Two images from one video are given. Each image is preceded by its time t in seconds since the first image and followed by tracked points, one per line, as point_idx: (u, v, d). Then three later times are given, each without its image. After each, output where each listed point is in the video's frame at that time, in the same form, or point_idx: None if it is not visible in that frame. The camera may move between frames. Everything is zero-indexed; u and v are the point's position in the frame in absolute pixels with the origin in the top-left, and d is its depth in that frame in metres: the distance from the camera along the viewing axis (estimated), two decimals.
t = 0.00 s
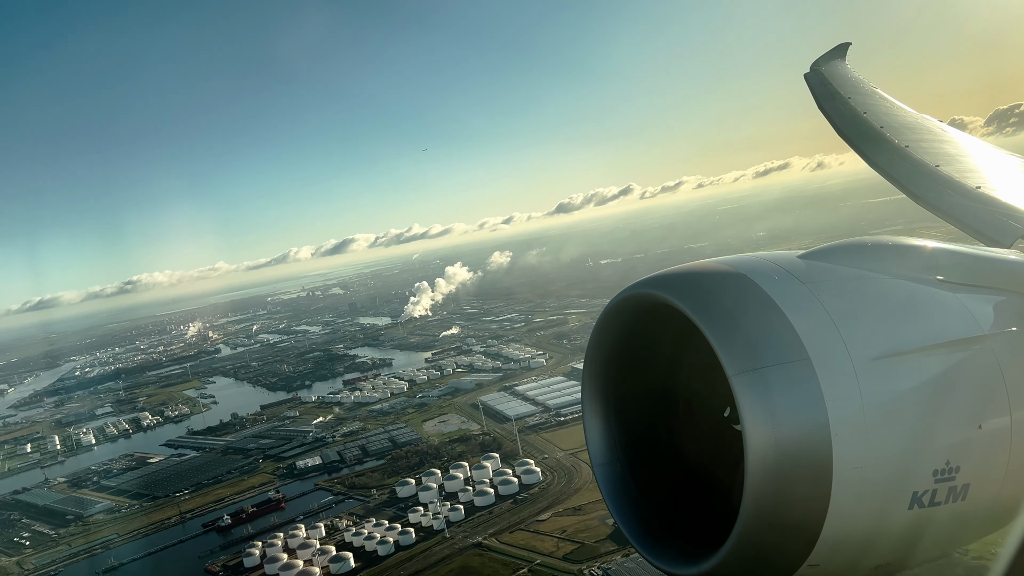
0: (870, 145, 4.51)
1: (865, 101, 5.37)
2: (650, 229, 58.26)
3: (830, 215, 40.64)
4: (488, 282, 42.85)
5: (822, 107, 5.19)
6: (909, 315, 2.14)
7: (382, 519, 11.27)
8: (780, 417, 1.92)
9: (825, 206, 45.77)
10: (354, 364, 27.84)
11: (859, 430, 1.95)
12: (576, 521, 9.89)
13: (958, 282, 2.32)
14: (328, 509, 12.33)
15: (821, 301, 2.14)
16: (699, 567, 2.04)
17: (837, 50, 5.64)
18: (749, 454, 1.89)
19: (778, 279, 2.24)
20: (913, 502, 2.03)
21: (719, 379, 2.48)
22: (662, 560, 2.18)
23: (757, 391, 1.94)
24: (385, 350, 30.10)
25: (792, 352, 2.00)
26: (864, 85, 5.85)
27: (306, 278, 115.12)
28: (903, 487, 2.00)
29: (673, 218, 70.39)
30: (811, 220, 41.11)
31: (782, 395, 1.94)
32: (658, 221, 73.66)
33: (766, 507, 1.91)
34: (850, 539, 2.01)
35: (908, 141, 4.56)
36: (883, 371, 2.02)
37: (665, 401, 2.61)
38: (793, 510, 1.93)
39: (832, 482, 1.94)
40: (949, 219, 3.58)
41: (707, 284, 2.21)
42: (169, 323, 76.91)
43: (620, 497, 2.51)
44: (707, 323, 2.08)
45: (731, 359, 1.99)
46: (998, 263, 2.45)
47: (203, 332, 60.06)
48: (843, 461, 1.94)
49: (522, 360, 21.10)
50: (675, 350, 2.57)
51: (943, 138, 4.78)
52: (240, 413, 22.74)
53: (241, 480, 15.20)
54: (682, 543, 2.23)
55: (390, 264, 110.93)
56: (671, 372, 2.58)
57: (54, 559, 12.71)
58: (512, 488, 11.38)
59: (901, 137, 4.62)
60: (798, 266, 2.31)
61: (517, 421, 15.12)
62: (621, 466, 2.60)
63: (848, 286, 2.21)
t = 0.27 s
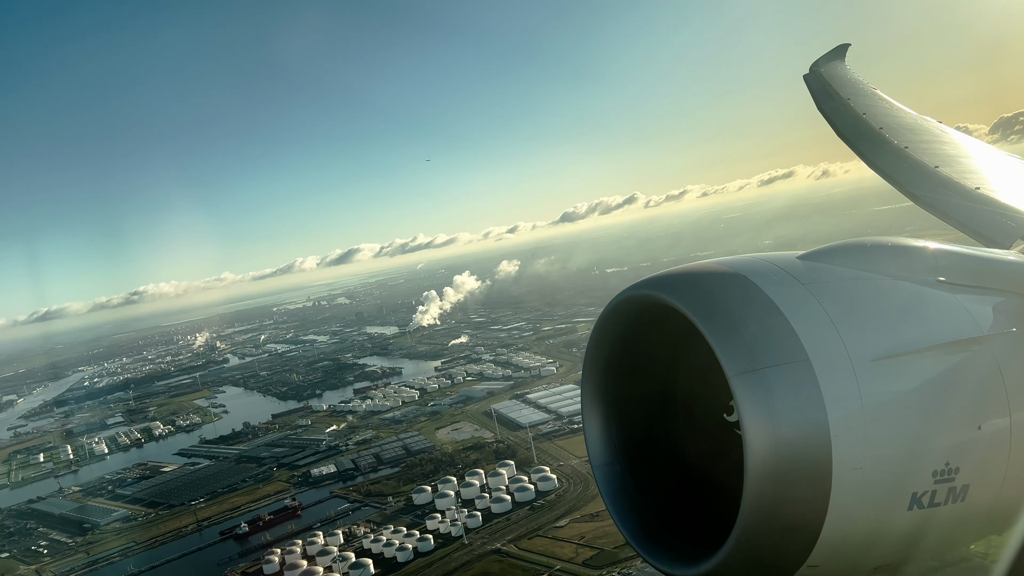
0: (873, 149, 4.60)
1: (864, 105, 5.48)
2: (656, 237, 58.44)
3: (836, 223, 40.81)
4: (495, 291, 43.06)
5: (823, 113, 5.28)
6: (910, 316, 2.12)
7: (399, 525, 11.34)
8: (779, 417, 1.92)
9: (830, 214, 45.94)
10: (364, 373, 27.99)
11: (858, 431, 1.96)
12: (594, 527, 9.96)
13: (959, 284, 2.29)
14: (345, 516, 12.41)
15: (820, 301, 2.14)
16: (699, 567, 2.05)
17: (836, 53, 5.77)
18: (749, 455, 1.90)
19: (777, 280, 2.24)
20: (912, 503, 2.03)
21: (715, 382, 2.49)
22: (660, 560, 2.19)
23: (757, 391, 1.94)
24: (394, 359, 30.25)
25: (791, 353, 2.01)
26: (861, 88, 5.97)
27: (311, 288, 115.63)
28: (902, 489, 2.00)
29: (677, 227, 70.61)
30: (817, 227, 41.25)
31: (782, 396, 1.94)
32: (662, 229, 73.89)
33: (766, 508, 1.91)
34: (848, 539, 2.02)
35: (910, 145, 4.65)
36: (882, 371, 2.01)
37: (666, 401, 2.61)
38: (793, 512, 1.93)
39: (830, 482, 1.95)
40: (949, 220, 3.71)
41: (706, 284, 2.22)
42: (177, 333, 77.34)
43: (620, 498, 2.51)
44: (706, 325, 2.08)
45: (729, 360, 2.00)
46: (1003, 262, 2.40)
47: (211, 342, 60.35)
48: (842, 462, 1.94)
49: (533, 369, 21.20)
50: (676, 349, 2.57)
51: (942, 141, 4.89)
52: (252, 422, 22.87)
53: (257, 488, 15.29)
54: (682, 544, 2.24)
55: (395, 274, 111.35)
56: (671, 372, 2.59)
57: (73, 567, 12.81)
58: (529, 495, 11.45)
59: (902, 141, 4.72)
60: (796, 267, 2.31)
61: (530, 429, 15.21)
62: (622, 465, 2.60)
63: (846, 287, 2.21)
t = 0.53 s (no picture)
0: (871, 147, 4.55)
1: (866, 104, 5.44)
2: (663, 245, 58.51)
3: (843, 230, 41.02)
4: (503, 299, 43.30)
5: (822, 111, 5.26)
6: (909, 316, 2.08)
7: (417, 532, 11.42)
8: (778, 418, 1.88)
9: (836, 221, 46.19)
10: (374, 380, 28.14)
11: (858, 431, 1.91)
12: (611, 533, 10.03)
13: (962, 283, 2.23)
14: (362, 523, 12.49)
15: (818, 301, 2.10)
16: (696, 569, 2.01)
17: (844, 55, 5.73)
18: (747, 455, 1.85)
19: (775, 280, 2.20)
20: (912, 504, 1.98)
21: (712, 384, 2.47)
22: (659, 560, 2.13)
23: (755, 392, 1.90)
24: (403, 367, 30.40)
25: (789, 354, 1.96)
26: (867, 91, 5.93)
27: (317, 296, 116.14)
28: (902, 489, 1.95)
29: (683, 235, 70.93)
30: (824, 234, 41.45)
31: (780, 397, 1.89)
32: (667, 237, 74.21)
33: (764, 510, 1.87)
34: (848, 541, 1.97)
35: (908, 142, 4.59)
36: (882, 372, 1.97)
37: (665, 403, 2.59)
38: (792, 512, 1.88)
39: (830, 483, 1.90)
40: (947, 220, 3.56)
41: (703, 284, 2.18)
42: (185, 342, 77.71)
43: (618, 499, 2.46)
44: (703, 325, 2.04)
45: (727, 360, 1.96)
46: (1005, 262, 2.34)
47: (219, 351, 60.68)
48: (841, 464, 1.89)
49: (544, 376, 21.31)
50: (674, 350, 2.55)
51: (944, 141, 4.82)
52: (264, 430, 23.00)
53: (272, 496, 15.38)
54: (680, 545, 2.19)
55: (400, 283, 111.83)
56: (669, 374, 2.58)
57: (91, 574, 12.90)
58: (545, 501, 11.53)
59: (901, 139, 4.66)
60: (794, 266, 2.27)
61: (544, 436, 15.29)
62: (618, 466, 2.56)
63: (845, 286, 2.16)
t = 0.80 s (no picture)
0: (873, 148, 4.62)
1: (868, 106, 5.55)
2: (669, 251, 58.55)
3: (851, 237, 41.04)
4: (510, 306, 43.40)
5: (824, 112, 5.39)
6: (908, 318, 2.17)
7: (435, 536, 11.49)
8: (779, 419, 1.96)
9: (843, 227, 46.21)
10: (384, 387, 28.23)
11: (858, 431, 2.00)
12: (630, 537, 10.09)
13: (960, 285, 2.33)
14: (379, 528, 12.57)
15: (818, 303, 2.19)
16: (698, 568, 2.10)
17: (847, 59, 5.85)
18: (749, 455, 1.92)
19: (775, 283, 2.28)
20: (912, 503, 2.08)
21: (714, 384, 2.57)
22: (661, 560, 2.23)
23: (756, 392, 1.97)
24: (413, 374, 30.49)
25: (790, 354, 2.05)
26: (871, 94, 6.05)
27: (323, 304, 116.38)
28: (902, 487, 2.05)
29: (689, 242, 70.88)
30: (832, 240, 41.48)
31: (781, 399, 1.98)
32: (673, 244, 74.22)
33: (768, 508, 1.95)
34: (850, 540, 2.06)
35: (909, 143, 4.69)
36: (881, 373, 2.06)
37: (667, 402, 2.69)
38: (794, 511, 1.97)
39: (831, 483, 1.99)
40: (947, 218, 3.62)
41: (701, 284, 2.27)
42: (192, 350, 77.93)
43: (618, 498, 2.56)
44: (705, 327, 2.11)
45: (729, 361, 2.02)
46: (1002, 263, 2.44)
47: (226, 359, 60.84)
48: (842, 464, 1.98)
49: (555, 382, 21.38)
50: (676, 349, 2.65)
51: (944, 143, 4.92)
52: (276, 437, 23.11)
53: (288, 501, 15.48)
54: (683, 546, 2.28)
55: (406, 290, 112.03)
56: (671, 373, 2.67)
57: None
58: (563, 506, 11.60)
59: (901, 140, 4.75)
60: (794, 269, 2.35)
61: (557, 441, 15.36)
62: (620, 466, 2.65)
63: (844, 288, 2.25)
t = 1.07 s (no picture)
0: (874, 148, 4.69)
1: (868, 106, 5.62)
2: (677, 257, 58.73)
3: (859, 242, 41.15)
4: (519, 312, 43.58)
5: (824, 113, 5.46)
6: (909, 316, 2.17)
7: (453, 540, 11.56)
8: (779, 419, 1.95)
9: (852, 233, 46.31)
10: (395, 393, 28.36)
11: (859, 431, 1.99)
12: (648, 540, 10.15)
13: (961, 284, 2.33)
14: (396, 531, 12.65)
15: (818, 302, 2.18)
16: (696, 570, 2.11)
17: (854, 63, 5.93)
18: (749, 455, 1.92)
19: (775, 281, 2.28)
20: (913, 504, 2.07)
21: (713, 383, 2.59)
22: (659, 561, 2.24)
23: (756, 392, 1.96)
24: (423, 380, 30.63)
25: (790, 353, 2.03)
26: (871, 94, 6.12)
27: (329, 311, 116.83)
28: (903, 487, 2.04)
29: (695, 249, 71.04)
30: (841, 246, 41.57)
31: (781, 398, 1.97)
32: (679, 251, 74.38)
33: (767, 509, 1.94)
34: (850, 541, 2.05)
35: (909, 143, 4.75)
36: (883, 372, 2.04)
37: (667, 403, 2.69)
38: (795, 511, 1.96)
39: (830, 484, 1.98)
40: (947, 218, 3.69)
41: (702, 284, 2.26)
42: (200, 356, 78.26)
43: (618, 498, 2.59)
44: (705, 326, 2.11)
45: (729, 361, 2.02)
46: (1005, 262, 2.42)
47: (235, 366, 61.15)
48: (843, 465, 1.97)
49: (567, 388, 21.47)
50: (676, 349, 2.65)
51: (944, 143, 4.98)
52: (288, 442, 23.24)
53: (304, 506, 15.58)
54: (682, 546, 2.28)
55: (412, 297, 112.38)
56: (671, 373, 2.68)
57: None
58: (580, 510, 11.66)
59: (902, 140, 4.81)
60: (794, 267, 2.35)
61: (571, 446, 15.44)
62: (619, 468, 2.67)
63: (845, 287, 2.24)
